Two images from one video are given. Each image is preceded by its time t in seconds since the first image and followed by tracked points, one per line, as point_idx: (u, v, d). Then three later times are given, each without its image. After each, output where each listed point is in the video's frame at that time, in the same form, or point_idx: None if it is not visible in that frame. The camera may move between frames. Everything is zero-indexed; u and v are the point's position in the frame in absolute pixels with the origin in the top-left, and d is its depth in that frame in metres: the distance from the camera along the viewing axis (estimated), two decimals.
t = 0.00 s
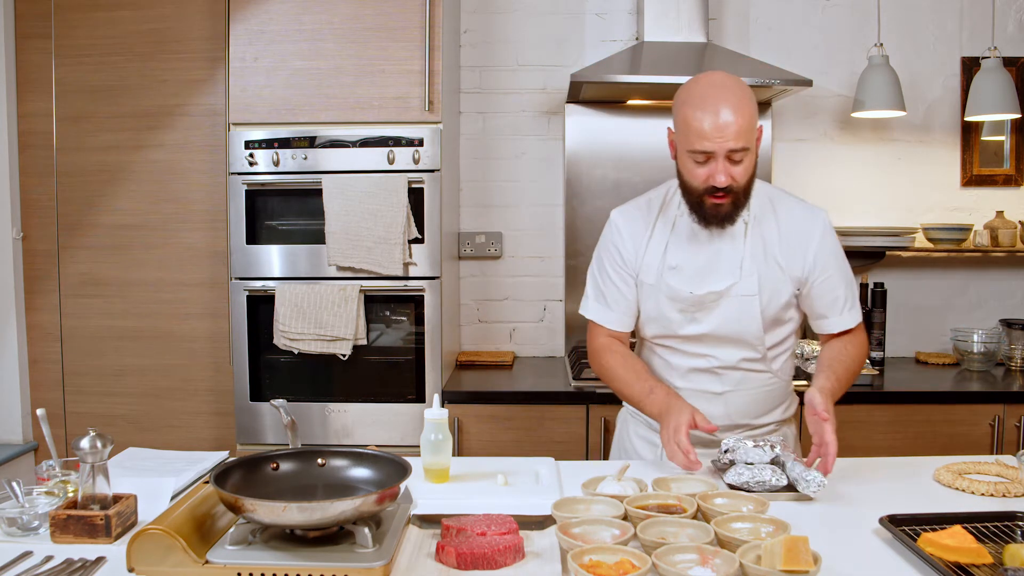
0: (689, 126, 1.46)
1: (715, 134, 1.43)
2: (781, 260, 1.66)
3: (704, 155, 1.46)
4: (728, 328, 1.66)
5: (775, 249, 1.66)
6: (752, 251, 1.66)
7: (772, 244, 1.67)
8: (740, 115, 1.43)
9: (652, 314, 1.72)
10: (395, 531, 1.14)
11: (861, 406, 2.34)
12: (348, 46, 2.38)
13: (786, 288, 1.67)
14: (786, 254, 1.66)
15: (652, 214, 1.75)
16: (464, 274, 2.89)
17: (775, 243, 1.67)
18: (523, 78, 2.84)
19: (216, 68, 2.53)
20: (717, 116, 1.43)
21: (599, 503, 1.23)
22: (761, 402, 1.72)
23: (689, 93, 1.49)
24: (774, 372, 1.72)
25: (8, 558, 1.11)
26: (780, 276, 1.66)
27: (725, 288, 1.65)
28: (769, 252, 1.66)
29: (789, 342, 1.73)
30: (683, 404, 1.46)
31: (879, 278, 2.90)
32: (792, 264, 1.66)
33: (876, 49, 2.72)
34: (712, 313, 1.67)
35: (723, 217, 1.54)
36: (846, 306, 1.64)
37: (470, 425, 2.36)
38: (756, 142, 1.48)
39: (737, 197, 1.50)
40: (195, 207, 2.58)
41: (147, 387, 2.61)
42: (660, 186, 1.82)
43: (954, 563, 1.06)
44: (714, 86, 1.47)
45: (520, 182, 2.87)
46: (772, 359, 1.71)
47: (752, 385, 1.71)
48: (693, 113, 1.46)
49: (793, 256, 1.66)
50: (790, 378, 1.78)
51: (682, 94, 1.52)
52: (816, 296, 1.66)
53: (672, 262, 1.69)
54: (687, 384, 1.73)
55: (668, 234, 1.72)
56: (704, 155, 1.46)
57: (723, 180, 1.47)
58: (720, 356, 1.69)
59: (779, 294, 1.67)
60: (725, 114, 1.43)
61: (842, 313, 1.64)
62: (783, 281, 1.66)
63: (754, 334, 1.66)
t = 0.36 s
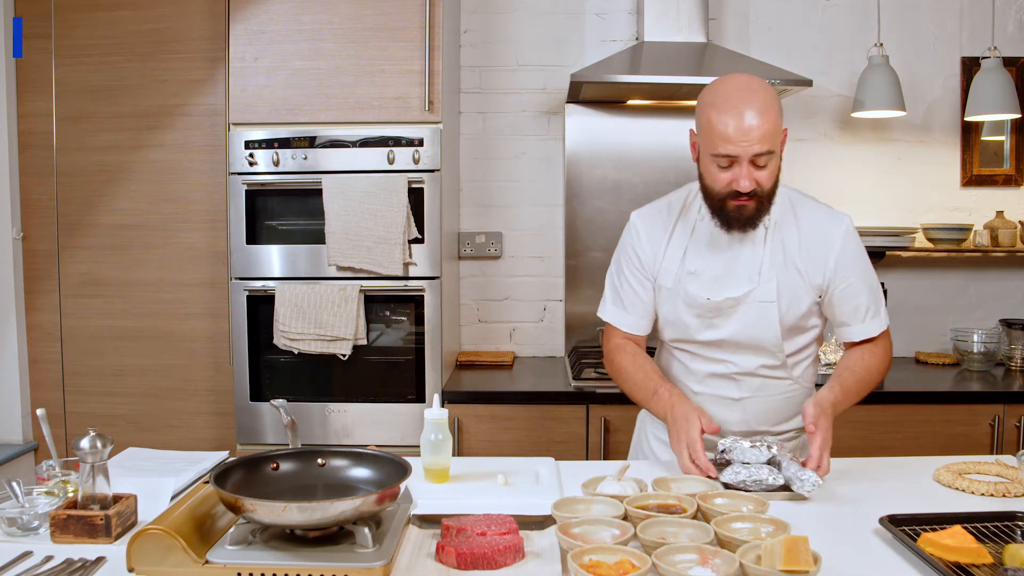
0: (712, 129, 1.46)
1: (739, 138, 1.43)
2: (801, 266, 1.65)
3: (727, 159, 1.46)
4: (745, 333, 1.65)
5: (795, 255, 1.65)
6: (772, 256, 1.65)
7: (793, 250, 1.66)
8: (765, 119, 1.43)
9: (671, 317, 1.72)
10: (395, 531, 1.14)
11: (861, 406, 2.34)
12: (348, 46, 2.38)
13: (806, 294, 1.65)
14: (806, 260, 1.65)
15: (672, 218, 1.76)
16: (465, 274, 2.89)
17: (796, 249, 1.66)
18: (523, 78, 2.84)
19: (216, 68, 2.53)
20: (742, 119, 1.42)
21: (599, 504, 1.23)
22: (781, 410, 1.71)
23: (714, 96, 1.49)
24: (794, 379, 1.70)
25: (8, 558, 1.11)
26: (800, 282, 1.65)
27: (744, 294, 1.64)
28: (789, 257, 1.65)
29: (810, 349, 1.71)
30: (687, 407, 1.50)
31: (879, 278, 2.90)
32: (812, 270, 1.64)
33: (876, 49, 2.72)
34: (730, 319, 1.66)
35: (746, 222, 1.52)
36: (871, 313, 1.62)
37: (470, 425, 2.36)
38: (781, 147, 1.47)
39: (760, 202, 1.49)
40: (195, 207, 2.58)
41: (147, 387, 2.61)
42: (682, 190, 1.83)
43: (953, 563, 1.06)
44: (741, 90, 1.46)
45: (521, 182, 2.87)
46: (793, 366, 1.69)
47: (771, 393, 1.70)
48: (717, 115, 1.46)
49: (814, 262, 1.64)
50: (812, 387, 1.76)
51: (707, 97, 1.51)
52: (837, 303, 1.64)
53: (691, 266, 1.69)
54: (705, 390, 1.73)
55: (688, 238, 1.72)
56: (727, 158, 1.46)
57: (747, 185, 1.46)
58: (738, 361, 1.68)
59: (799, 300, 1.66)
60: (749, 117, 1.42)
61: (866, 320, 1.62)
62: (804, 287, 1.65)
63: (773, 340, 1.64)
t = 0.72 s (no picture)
0: (709, 112, 1.50)
1: (727, 123, 1.46)
2: (806, 261, 1.65)
3: (717, 143, 1.50)
4: (747, 324, 1.66)
5: (802, 250, 1.65)
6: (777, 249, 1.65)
7: (800, 244, 1.65)
8: (761, 105, 1.45)
9: (672, 305, 1.73)
10: (395, 530, 1.14)
11: (861, 406, 2.34)
12: (348, 46, 2.38)
13: (809, 292, 1.65)
14: (812, 255, 1.64)
15: (683, 205, 1.76)
16: (464, 274, 2.89)
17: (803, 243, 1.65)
18: (523, 78, 2.84)
19: (216, 68, 2.53)
20: (736, 105, 1.46)
21: (599, 503, 1.23)
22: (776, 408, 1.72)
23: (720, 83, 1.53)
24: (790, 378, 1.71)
25: (8, 558, 1.11)
26: (804, 278, 1.65)
27: (749, 285, 1.65)
28: (795, 252, 1.65)
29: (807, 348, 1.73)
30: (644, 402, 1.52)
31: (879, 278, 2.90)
32: (817, 267, 1.64)
33: (876, 49, 2.72)
34: (733, 309, 1.67)
35: (735, 208, 1.55)
36: (868, 316, 1.61)
37: (470, 425, 2.36)
38: (777, 138, 1.49)
39: (748, 189, 1.51)
40: (195, 207, 2.58)
41: (147, 387, 2.61)
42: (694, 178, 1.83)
43: (953, 563, 1.06)
44: (742, 78, 1.48)
45: (521, 182, 2.87)
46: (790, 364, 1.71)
47: (767, 389, 1.70)
48: (714, 100, 1.50)
49: (820, 258, 1.64)
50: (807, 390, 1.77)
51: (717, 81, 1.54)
52: (839, 302, 1.63)
53: (697, 253, 1.70)
54: (702, 382, 1.73)
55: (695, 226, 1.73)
56: (717, 142, 1.49)
57: (732, 170, 1.49)
58: (738, 354, 1.69)
59: (802, 296, 1.66)
60: (744, 103, 1.45)
61: (862, 324, 1.61)
62: (807, 283, 1.65)
63: (774, 334, 1.65)
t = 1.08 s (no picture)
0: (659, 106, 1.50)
1: (678, 117, 1.46)
2: (764, 251, 1.66)
3: (670, 137, 1.50)
4: (712, 315, 1.67)
5: (759, 240, 1.66)
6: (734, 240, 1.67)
7: (756, 232, 1.67)
8: (711, 96, 1.45)
9: (635, 301, 1.73)
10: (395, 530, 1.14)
11: (861, 406, 2.34)
12: (348, 46, 2.38)
13: (768, 281, 1.67)
14: (769, 243, 1.66)
15: (641, 202, 1.77)
16: (464, 274, 2.89)
17: (758, 232, 1.67)
18: (523, 78, 2.84)
19: (216, 68, 2.53)
20: (686, 97, 1.45)
21: (599, 503, 1.20)
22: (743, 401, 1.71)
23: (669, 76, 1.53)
24: (756, 368, 1.72)
25: (8, 558, 1.11)
26: (762, 266, 1.66)
27: (709, 276, 1.66)
28: (753, 242, 1.66)
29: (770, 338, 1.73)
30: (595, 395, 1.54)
31: (879, 278, 2.90)
32: (776, 256, 1.65)
33: (875, 49, 2.72)
34: (697, 300, 1.67)
35: (694, 201, 1.57)
36: (825, 301, 1.61)
37: (470, 425, 2.36)
38: (729, 127, 1.49)
39: (705, 180, 1.52)
40: (195, 207, 2.58)
41: (147, 387, 2.61)
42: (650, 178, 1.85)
43: (954, 563, 1.06)
44: (690, 70, 1.48)
45: (521, 182, 2.87)
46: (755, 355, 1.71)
47: (733, 381, 1.70)
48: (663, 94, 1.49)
49: (775, 244, 1.66)
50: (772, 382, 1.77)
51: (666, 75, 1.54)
52: (796, 288, 1.64)
53: (657, 249, 1.71)
54: (668, 378, 1.72)
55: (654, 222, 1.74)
56: (671, 136, 1.50)
57: (686, 164, 1.50)
58: (702, 347, 1.69)
59: (762, 286, 1.67)
60: (695, 96, 1.45)
61: (819, 311, 1.61)
62: (766, 271, 1.66)
63: (738, 323, 1.66)
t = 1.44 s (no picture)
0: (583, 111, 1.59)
1: (604, 118, 1.54)
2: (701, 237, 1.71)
3: (599, 139, 1.58)
4: (654, 303, 1.69)
5: (696, 227, 1.71)
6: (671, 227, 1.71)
7: (691, 221, 1.72)
8: (631, 96, 1.54)
9: (579, 296, 1.76)
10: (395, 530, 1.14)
11: (861, 406, 2.34)
12: (348, 46, 2.38)
13: (708, 267, 1.70)
14: (704, 230, 1.71)
15: (580, 204, 1.83)
16: (464, 274, 2.89)
17: (693, 220, 1.72)
18: (523, 78, 2.84)
19: (216, 68, 2.52)
20: (609, 99, 1.54)
21: (599, 503, 1.20)
22: (691, 391, 1.71)
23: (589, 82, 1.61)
24: (703, 364, 1.72)
25: (8, 558, 1.11)
26: (700, 252, 1.70)
27: (650, 264, 1.70)
28: (690, 229, 1.71)
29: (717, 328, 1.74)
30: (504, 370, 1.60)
31: (879, 278, 2.90)
32: (713, 240, 1.70)
33: (875, 50, 2.72)
34: (639, 290, 1.71)
35: (630, 195, 1.65)
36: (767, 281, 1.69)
37: (470, 425, 2.37)
38: (650, 120, 1.58)
39: (637, 175, 1.61)
40: (194, 207, 2.58)
41: (147, 387, 2.61)
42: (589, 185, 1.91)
43: (954, 563, 1.06)
44: (608, 73, 1.57)
45: (521, 182, 2.87)
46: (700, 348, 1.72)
47: (681, 372, 1.70)
48: (586, 99, 1.58)
49: (711, 231, 1.70)
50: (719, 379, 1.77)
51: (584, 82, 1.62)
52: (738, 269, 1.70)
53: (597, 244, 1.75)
54: (616, 371, 1.72)
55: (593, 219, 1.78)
56: (599, 137, 1.58)
57: (619, 162, 1.58)
58: (648, 336, 1.70)
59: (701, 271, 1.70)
60: (618, 98, 1.53)
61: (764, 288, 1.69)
62: (704, 258, 1.70)
63: (680, 310, 1.69)
